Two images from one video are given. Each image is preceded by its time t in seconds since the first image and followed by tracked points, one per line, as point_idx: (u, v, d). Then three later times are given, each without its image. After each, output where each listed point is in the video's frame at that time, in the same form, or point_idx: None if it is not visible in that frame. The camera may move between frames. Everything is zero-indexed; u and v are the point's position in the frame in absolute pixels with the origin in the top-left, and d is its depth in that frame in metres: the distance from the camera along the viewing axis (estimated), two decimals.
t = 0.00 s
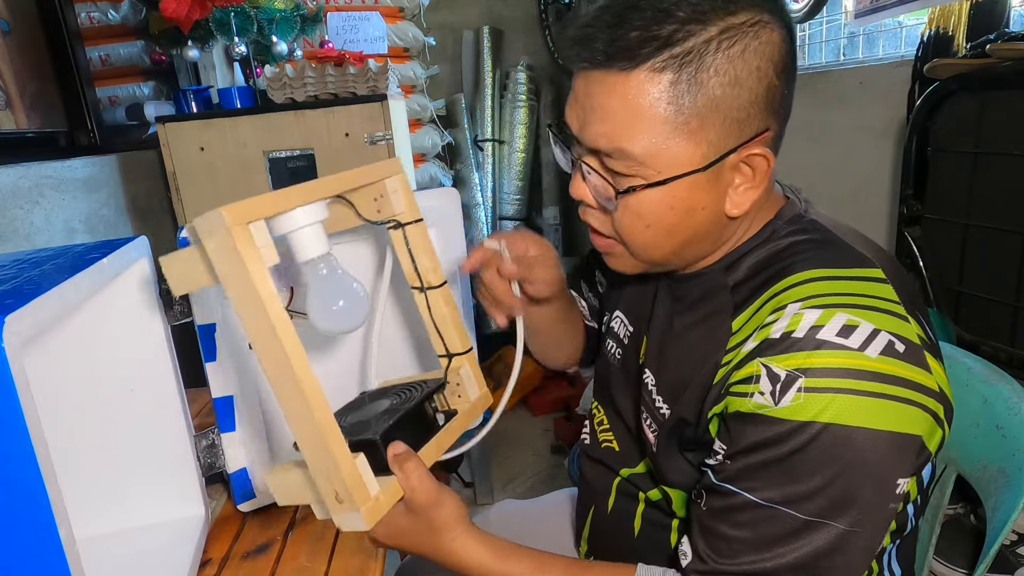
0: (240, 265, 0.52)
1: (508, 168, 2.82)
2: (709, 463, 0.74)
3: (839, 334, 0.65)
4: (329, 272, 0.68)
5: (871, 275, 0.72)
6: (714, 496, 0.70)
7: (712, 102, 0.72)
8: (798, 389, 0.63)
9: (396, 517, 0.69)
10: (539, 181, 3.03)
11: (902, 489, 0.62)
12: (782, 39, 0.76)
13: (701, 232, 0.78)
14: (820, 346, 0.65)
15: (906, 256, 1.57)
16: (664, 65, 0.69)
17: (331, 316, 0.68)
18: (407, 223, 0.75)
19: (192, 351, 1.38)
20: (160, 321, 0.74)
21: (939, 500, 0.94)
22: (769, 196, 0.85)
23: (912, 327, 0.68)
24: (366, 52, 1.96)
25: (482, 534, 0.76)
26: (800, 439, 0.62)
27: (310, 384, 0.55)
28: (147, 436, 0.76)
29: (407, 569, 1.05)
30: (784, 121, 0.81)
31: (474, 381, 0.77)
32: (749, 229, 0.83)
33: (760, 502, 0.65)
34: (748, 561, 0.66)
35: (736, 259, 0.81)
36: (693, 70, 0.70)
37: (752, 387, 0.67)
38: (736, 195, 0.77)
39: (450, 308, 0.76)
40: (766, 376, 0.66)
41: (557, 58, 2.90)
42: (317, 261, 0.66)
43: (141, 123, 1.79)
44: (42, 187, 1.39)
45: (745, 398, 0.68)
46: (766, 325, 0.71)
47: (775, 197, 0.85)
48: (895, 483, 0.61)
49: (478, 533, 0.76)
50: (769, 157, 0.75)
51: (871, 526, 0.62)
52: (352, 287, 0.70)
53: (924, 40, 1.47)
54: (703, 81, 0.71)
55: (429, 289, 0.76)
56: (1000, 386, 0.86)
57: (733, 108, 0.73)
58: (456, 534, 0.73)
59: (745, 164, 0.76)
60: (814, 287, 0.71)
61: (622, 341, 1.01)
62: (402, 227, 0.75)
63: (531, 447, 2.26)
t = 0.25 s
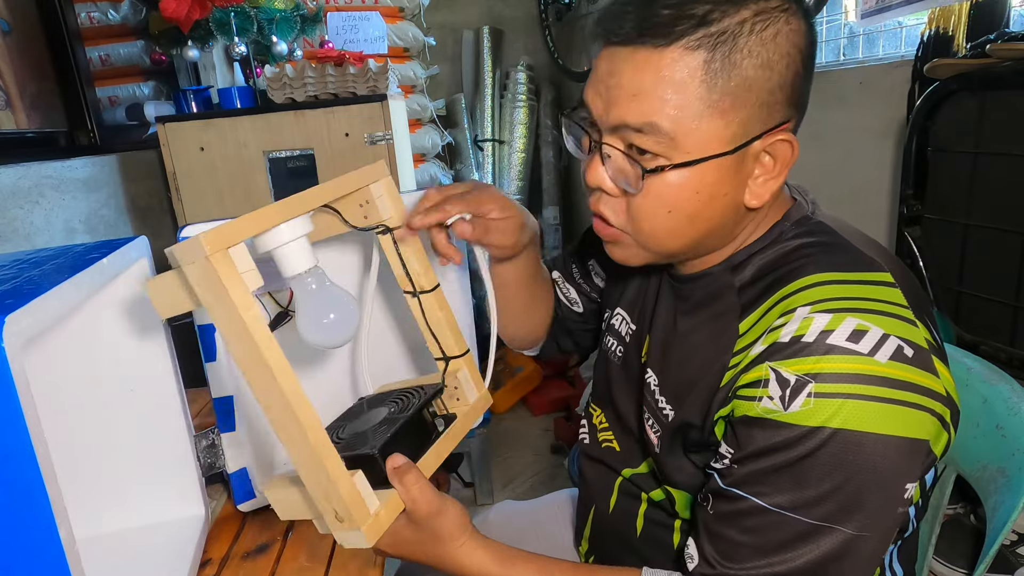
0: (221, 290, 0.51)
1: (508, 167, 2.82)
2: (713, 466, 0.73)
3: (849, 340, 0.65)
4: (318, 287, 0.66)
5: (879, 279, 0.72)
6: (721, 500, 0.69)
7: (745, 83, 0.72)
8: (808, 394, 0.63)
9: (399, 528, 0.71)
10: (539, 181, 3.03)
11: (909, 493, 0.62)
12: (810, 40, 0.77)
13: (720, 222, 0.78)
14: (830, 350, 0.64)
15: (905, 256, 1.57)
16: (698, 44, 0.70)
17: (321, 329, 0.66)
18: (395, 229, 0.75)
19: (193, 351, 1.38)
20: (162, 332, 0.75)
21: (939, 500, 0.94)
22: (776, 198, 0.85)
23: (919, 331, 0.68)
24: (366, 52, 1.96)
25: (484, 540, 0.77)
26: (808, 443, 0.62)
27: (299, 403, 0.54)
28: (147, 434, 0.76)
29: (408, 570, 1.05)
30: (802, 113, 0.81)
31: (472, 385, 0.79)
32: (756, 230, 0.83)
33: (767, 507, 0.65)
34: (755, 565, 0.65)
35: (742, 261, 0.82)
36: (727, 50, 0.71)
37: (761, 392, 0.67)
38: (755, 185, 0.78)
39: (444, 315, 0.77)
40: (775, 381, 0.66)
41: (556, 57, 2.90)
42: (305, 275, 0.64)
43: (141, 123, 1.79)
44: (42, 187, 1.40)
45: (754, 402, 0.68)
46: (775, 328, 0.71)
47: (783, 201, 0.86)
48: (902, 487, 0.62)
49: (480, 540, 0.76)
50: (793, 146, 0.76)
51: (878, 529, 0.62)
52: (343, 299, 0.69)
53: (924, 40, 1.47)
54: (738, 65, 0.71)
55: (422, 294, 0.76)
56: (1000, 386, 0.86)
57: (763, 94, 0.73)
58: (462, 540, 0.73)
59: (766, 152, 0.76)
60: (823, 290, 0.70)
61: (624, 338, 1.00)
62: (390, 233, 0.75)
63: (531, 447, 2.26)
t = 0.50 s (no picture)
0: (192, 315, 0.49)
1: (508, 168, 2.82)
2: (714, 467, 0.73)
3: (852, 342, 0.65)
4: (294, 304, 0.64)
5: (881, 281, 0.71)
6: (722, 502, 0.68)
7: (745, 83, 0.72)
8: (810, 397, 0.63)
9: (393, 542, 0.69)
10: (539, 181, 3.04)
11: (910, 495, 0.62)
12: (819, 42, 0.77)
13: (713, 220, 0.78)
14: (832, 353, 0.64)
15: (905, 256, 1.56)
16: (702, 39, 0.70)
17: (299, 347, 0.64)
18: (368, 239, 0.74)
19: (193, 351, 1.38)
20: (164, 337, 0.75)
21: (939, 500, 0.94)
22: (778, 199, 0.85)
23: (921, 333, 0.68)
24: (366, 52, 1.96)
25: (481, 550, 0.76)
26: (812, 445, 0.62)
27: (282, 425, 0.52)
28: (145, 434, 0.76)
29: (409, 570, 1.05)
30: (809, 117, 0.81)
31: (458, 391, 0.78)
32: (757, 230, 0.83)
33: (769, 509, 0.64)
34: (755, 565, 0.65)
35: (743, 262, 0.82)
36: (731, 47, 0.70)
37: (763, 394, 0.67)
38: (750, 186, 0.78)
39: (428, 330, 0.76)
40: (777, 383, 0.66)
41: (556, 57, 2.90)
42: (279, 292, 0.62)
43: (141, 123, 1.79)
44: (42, 187, 1.40)
45: (755, 403, 0.68)
46: (777, 329, 0.71)
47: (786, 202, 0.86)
48: (904, 488, 0.62)
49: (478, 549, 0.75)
50: (791, 152, 0.76)
51: (881, 531, 0.62)
52: (321, 315, 0.66)
53: (924, 40, 1.47)
54: (740, 64, 0.71)
55: (400, 304, 0.75)
56: (1000, 386, 0.86)
57: (762, 96, 0.73)
58: (458, 552, 0.73)
59: (763, 155, 0.76)
60: (825, 291, 0.70)
61: (624, 336, 1.01)
62: (363, 242, 0.74)
63: (531, 447, 2.26)
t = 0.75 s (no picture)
0: (191, 321, 0.49)
1: (508, 168, 2.82)
2: (716, 468, 0.72)
3: (853, 343, 0.65)
4: (292, 310, 0.63)
5: (882, 281, 0.72)
6: (724, 502, 0.68)
7: (743, 91, 0.72)
8: (812, 397, 0.63)
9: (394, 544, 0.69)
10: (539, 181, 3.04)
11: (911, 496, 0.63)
12: (816, 46, 0.77)
13: (715, 224, 0.78)
14: (835, 356, 0.64)
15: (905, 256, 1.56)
16: (699, 48, 0.70)
17: (297, 355, 0.64)
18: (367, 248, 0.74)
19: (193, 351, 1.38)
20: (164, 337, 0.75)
21: (939, 500, 0.94)
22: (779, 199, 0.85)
23: (922, 333, 0.68)
24: (366, 52, 1.96)
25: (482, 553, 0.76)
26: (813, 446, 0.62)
27: (282, 432, 0.52)
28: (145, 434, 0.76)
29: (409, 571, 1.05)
30: (807, 118, 0.82)
31: (458, 396, 0.78)
32: (759, 231, 0.83)
33: (771, 509, 0.64)
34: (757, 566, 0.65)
35: (744, 262, 0.82)
36: (728, 56, 0.70)
37: (764, 394, 0.67)
38: (752, 190, 0.78)
39: (426, 333, 0.76)
40: (779, 384, 0.66)
41: (557, 57, 2.91)
42: (278, 299, 0.61)
43: (141, 124, 1.80)
44: (41, 187, 1.40)
45: (756, 404, 0.68)
46: (779, 331, 0.71)
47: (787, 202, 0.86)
48: (905, 489, 0.62)
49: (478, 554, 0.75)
50: (792, 156, 0.76)
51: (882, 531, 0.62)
52: (320, 321, 0.66)
53: (924, 40, 1.46)
54: (737, 72, 0.71)
55: (399, 310, 0.75)
56: (1000, 386, 0.86)
57: (762, 103, 0.73)
58: (458, 556, 0.72)
59: (763, 159, 0.76)
60: (828, 289, 0.70)
61: (625, 338, 1.01)
62: (361, 250, 0.75)
63: (531, 447, 2.25)
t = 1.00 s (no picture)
0: (197, 305, 0.49)
1: (508, 167, 2.82)
2: (720, 467, 0.72)
3: (858, 340, 0.65)
4: (296, 302, 0.63)
5: (885, 279, 0.72)
6: (729, 500, 0.68)
7: (741, 85, 0.72)
8: (817, 394, 0.63)
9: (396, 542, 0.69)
10: (539, 182, 3.04)
11: (916, 493, 0.63)
12: (805, 42, 0.78)
13: (720, 221, 0.78)
14: (838, 352, 0.64)
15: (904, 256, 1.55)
16: (695, 46, 0.70)
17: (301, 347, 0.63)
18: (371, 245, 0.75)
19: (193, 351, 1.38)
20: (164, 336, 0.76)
21: (939, 500, 0.94)
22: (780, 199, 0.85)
23: (925, 331, 0.68)
24: (366, 52, 1.96)
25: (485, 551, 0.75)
26: (819, 442, 0.62)
27: (287, 420, 0.52)
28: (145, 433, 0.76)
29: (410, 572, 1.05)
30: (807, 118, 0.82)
31: (459, 391, 0.78)
32: (759, 230, 0.83)
33: (776, 506, 0.64)
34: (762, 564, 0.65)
35: (747, 262, 0.82)
36: (724, 50, 0.71)
37: (769, 392, 0.67)
38: (754, 183, 0.77)
39: (427, 327, 0.76)
40: (784, 381, 0.66)
41: (556, 58, 2.91)
42: (281, 290, 0.61)
43: (141, 123, 1.80)
44: (42, 187, 1.40)
45: (762, 401, 0.68)
46: (783, 328, 0.71)
47: (786, 200, 0.86)
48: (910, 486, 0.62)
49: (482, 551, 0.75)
50: (792, 146, 0.76)
51: (888, 528, 0.62)
52: (322, 313, 0.66)
53: (924, 40, 1.46)
54: (734, 66, 0.71)
55: (401, 304, 0.75)
56: (1000, 386, 0.86)
57: (761, 95, 0.74)
58: (462, 552, 0.72)
59: (763, 151, 0.76)
60: (832, 288, 0.71)
61: (626, 339, 1.01)
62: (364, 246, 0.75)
63: (531, 447, 2.25)
